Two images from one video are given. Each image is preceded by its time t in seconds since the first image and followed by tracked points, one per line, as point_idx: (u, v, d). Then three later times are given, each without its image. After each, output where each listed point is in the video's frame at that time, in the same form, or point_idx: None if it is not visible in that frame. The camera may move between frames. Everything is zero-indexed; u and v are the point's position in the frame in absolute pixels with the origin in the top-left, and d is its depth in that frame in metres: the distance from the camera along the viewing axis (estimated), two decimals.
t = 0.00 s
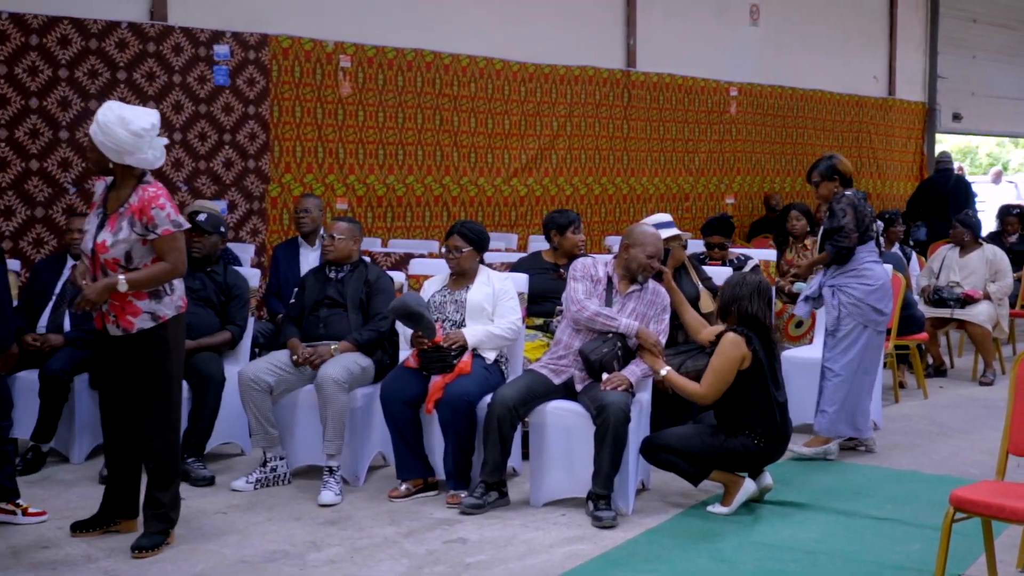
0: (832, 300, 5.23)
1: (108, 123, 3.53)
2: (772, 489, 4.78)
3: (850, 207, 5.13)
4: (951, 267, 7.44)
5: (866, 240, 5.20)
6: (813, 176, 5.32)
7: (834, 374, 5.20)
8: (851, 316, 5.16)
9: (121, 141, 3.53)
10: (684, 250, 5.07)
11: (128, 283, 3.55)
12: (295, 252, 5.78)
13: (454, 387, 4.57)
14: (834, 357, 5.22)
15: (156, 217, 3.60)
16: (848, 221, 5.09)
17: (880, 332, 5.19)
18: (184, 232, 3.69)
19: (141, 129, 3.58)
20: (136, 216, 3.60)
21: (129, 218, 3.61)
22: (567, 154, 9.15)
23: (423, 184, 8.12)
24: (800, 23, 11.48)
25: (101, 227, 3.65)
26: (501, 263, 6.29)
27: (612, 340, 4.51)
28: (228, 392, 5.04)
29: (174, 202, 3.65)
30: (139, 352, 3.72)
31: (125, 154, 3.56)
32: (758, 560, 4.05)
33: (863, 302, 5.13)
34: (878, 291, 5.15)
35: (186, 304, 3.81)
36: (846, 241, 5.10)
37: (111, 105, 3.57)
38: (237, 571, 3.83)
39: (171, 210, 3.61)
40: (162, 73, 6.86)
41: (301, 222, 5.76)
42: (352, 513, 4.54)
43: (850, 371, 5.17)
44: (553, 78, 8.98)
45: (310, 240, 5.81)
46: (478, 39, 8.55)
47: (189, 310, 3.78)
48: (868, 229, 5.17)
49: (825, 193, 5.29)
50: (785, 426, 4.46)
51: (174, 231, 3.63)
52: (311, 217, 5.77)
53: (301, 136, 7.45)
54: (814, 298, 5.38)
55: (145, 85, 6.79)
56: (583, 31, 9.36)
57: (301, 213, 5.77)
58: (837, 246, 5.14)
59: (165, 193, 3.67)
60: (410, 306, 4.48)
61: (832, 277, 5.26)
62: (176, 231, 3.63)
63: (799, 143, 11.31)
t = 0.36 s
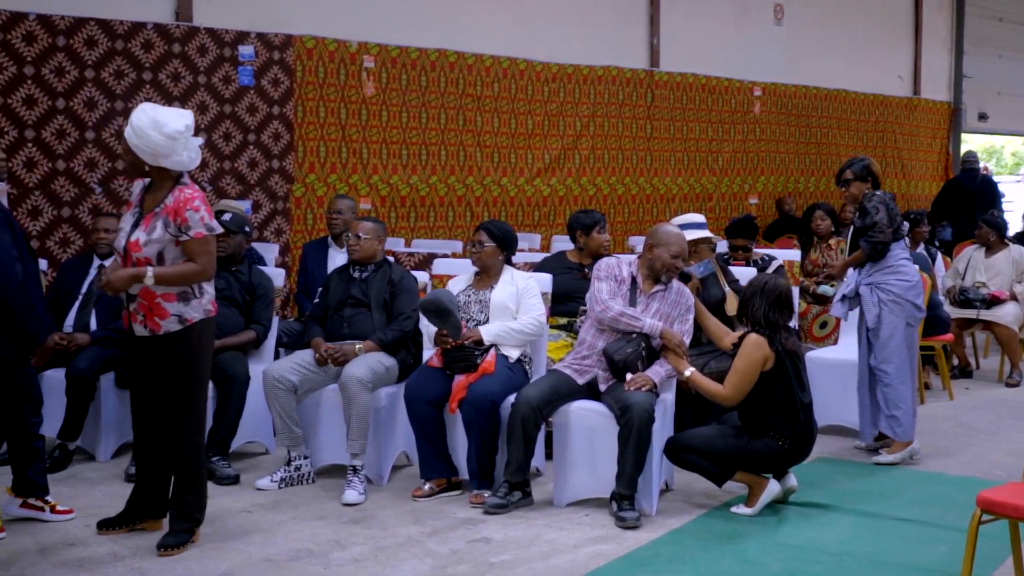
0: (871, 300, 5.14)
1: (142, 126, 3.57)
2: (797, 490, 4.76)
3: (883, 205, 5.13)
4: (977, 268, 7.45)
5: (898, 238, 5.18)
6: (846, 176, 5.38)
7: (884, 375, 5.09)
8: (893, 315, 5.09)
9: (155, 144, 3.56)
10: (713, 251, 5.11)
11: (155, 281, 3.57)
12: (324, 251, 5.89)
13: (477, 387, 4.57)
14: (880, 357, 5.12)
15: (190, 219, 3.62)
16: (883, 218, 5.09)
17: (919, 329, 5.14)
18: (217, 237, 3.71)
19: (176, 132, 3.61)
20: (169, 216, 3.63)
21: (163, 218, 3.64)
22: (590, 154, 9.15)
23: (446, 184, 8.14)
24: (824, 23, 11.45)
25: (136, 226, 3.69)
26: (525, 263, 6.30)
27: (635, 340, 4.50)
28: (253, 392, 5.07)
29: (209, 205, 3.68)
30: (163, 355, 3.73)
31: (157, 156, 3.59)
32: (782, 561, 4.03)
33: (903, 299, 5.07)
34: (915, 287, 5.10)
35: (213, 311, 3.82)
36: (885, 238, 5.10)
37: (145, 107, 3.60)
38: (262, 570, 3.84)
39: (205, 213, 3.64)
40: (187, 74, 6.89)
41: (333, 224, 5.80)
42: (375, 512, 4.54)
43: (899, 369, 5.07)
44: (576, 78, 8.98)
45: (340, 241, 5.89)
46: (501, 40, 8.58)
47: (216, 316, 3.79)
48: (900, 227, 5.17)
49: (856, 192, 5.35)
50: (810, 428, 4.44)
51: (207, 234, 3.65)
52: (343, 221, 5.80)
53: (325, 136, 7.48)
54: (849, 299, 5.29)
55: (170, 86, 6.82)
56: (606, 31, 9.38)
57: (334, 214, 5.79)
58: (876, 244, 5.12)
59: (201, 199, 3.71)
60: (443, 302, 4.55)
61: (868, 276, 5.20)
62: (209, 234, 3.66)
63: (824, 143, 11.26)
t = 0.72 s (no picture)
0: (904, 303, 5.14)
1: (168, 125, 3.59)
2: (820, 492, 4.75)
3: (911, 205, 5.09)
4: (1001, 269, 7.42)
5: (927, 239, 5.17)
6: (875, 168, 5.27)
7: (920, 377, 5.08)
8: (927, 316, 5.08)
9: (182, 143, 3.58)
10: (740, 254, 5.08)
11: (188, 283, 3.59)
12: (349, 252, 5.91)
13: (499, 388, 4.58)
14: (917, 359, 5.10)
15: (217, 218, 3.65)
16: (911, 221, 5.05)
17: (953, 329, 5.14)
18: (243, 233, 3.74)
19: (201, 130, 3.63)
20: (196, 216, 3.66)
21: (189, 219, 3.67)
22: (612, 155, 9.14)
23: (468, 184, 8.15)
24: (846, 22, 11.43)
25: (162, 228, 3.70)
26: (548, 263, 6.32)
27: (658, 340, 4.50)
28: (275, 391, 5.09)
29: (233, 203, 3.71)
30: (187, 360, 3.73)
31: (183, 154, 3.61)
32: (805, 563, 4.01)
33: (937, 300, 5.07)
34: (947, 288, 5.11)
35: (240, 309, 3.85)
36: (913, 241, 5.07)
37: (170, 105, 3.63)
38: (284, 568, 3.85)
39: (231, 211, 3.67)
40: (210, 75, 6.92)
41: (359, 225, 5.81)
42: (397, 511, 4.55)
43: (936, 370, 5.05)
44: (598, 78, 8.98)
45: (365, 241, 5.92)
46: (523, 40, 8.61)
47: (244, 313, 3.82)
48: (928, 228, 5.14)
49: (884, 187, 5.25)
50: (833, 429, 4.42)
51: (234, 231, 3.68)
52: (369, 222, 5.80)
53: (347, 136, 7.51)
54: (881, 302, 5.28)
55: (193, 87, 6.85)
56: (627, 31, 9.39)
57: (360, 216, 5.81)
58: (905, 246, 5.09)
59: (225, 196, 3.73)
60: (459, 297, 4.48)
61: (899, 279, 5.19)
62: (235, 231, 3.69)
63: (846, 143, 11.22)
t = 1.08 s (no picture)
0: (933, 311, 5.13)
1: (187, 121, 3.60)
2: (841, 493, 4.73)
3: (942, 210, 5.06)
4: None
5: (958, 245, 5.14)
6: (908, 165, 5.19)
7: (945, 384, 5.10)
8: (956, 326, 5.09)
9: (202, 137, 3.60)
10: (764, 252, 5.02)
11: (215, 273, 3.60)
12: (370, 252, 5.93)
13: (519, 388, 4.57)
14: (943, 367, 5.11)
15: (241, 210, 3.68)
16: (935, 230, 5.05)
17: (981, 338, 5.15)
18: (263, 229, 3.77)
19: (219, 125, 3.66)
20: (220, 210, 3.67)
21: (212, 213, 3.68)
22: (632, 155, 9.13)
23: (488, 184, 8.17)
24: (866, 22, 11.43)
25: (181, 223, 3.69)
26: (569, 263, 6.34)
27: (679, 340, 4.49)
28: (296, 390, 5.11)
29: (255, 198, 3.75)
30: (208, 359, 3.75)
31: (202, 150, 3.62)
32: (826, 564, 3.99)
33: (968, 309, 5.07)
34: (978, 296, 5.10)
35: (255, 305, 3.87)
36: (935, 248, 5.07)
37: (187, 102, 3.64)
38: (305, 567, 3.86)
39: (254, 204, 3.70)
40: (231, 75, 6.95)
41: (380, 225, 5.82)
42: (418, 510, 4.56)
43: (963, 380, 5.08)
44: (618, 78, 8.98)
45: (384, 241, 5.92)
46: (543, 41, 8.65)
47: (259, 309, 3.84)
48: (958, 233, 5.11)
49: (917, 185, 5.17)
50: (854, 430, 4.41)
51: (257, 224, 3.71)
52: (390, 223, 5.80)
53: (367, 136, 7.54)
54: (911, 308, 5.25)
55: (214, 86, 6.88)
56: (646, 32, 9.42)
57: (381, 216, 5.81)
58: (926, 251, 5.09)
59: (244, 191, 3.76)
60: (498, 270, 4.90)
61: (930, 285, 5.17)
62: (258, 225, 3.72)
63: (867, 143, 11.19)
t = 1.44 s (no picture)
0: (961, 315, 5.11)
1: (223, 119, 3.62)
2: (862, 494, 4.71)
3: (967, 215, 5.05)
4: None
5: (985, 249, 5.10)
6: (941, 165, 5.22)
7: (972, 387, 5.08)
8: (983, 329, 5.07)
9: (234, 137, 3.62)
10: (782, 250, 5.02)
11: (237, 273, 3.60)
12: (391, 252, 5.94)
13: (539, 388, 4.58)
14: (970, 370, 5.10)
15: (264, 211, 3.70)
16: (954, 232, 5.05)
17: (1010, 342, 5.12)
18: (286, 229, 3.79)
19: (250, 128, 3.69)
20: (243, 210, 3.69)
21: (235, 213, 3.69)
22: (652, 154, 9.12)
23: (508, 184, 8.19)
24: (887, 22, 11.41)
25: (203, 222, 3.69)
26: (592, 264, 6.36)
27: (700, 340, 4.48)
28: (317, 390, 5.13)
29: (279, 198, 3.77)
30: (226, 358, 3.76)
31: (232, 150, 3.64)
32: (848, 565, 3.97)
33: (996, 313, 5.05)
34: (1007, 300, 5.07)
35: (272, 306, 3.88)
36: (942, 251, 5.10)
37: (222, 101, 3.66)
38: (327, 566, 3.86)
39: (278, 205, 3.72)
40: (252, 76, 6.98)
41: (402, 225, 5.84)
42: (438, 510, 4.56)
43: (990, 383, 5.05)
44: (638, 78, 8.97)
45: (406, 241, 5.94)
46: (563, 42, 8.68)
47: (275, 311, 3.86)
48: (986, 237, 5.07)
49: (949, 185, 5.19)
50: (874, 431, 4.40)
51: (280, 225, 3.73)
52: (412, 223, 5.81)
53: (387, 136, 7.55)
54: (938, 311, 5.24)
55: (235, 87, 6.91)
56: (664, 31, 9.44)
57: (403, 216, 5.82)
58: (938, 254, 5.12)
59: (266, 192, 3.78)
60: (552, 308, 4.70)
61: (958, 288, 5.14)
62: (282, 225, 3.74)
63: (888, 143, 11.15)
